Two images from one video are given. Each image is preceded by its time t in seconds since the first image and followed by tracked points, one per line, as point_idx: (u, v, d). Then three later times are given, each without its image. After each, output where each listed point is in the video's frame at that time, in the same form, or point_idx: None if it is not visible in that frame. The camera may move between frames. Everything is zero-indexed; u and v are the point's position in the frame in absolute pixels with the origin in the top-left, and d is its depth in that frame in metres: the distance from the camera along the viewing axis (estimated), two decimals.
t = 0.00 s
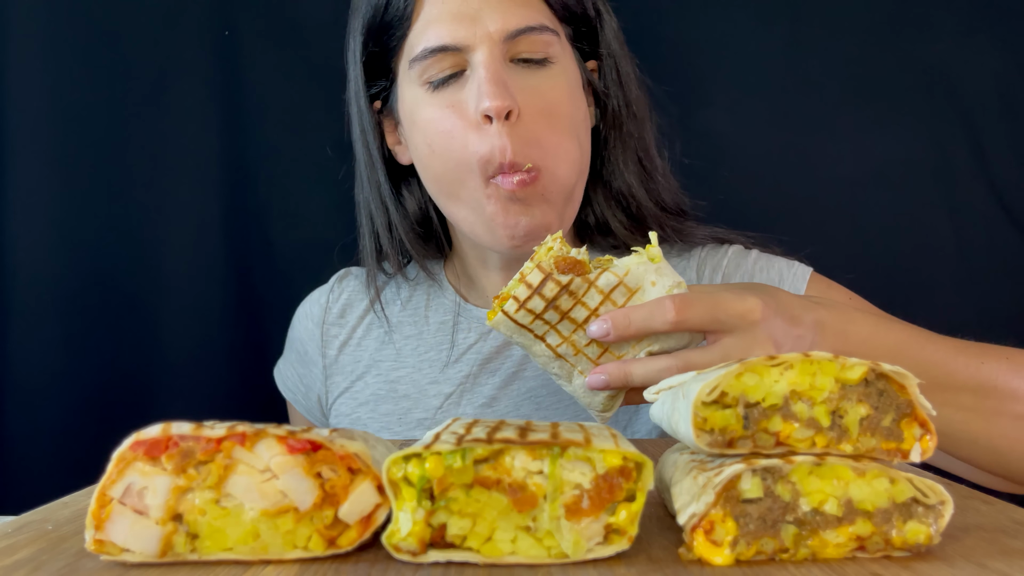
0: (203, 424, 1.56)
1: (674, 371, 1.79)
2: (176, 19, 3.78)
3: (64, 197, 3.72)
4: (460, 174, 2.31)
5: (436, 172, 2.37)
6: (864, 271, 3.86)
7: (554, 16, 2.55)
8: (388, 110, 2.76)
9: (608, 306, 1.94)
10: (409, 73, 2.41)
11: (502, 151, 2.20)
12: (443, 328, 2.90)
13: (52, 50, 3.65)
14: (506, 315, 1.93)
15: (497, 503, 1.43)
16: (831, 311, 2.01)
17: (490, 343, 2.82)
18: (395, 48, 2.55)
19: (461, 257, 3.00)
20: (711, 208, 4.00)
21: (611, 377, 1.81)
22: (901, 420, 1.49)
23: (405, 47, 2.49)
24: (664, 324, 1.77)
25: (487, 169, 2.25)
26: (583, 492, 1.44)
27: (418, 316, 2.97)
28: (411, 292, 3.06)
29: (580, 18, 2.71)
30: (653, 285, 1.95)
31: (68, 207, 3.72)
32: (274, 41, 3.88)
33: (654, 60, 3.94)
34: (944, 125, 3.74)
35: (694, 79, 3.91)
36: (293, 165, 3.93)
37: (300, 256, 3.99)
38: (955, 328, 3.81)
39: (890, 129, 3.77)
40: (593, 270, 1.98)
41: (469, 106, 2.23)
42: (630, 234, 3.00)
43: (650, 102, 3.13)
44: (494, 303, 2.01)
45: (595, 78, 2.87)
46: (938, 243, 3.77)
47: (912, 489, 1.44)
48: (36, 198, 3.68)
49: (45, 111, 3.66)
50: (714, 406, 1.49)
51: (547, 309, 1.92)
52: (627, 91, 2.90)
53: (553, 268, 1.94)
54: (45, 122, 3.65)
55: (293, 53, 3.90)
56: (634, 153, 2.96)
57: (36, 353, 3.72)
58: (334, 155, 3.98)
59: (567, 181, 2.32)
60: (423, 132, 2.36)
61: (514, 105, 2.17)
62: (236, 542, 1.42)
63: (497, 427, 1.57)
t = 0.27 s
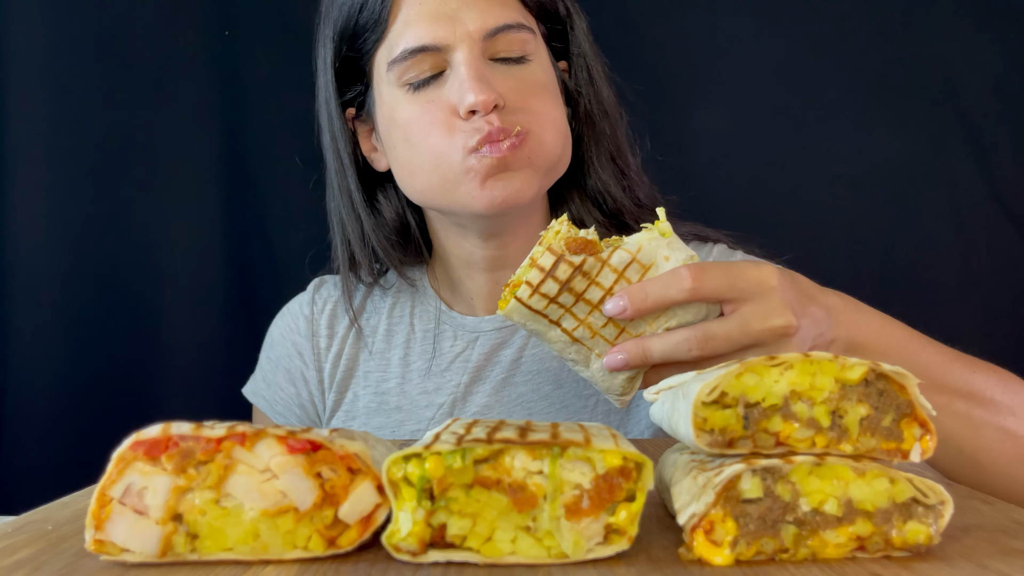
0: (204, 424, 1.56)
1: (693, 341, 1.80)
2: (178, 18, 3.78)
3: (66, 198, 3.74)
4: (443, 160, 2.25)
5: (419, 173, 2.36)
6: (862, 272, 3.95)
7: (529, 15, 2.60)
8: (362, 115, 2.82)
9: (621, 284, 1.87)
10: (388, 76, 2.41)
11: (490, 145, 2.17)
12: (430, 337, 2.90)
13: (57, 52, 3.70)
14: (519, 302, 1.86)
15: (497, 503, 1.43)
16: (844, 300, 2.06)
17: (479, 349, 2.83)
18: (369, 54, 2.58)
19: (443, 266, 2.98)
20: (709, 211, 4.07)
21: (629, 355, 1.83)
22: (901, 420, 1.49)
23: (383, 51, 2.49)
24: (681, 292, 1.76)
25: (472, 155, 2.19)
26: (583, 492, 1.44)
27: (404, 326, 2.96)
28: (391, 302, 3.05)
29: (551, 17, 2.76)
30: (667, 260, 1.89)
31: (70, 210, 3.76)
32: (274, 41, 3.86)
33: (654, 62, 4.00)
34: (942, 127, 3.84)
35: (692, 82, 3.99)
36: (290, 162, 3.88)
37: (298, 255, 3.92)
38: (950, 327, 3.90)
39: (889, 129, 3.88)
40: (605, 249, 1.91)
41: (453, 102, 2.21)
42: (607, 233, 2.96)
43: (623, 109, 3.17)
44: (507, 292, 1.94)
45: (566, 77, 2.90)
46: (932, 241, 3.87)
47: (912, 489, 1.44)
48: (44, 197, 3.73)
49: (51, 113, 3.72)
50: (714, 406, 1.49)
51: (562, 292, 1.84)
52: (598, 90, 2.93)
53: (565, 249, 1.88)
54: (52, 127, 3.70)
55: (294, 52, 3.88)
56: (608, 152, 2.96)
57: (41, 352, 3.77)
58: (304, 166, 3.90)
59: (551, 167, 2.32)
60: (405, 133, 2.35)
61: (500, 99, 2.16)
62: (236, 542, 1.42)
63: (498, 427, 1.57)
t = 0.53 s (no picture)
0: (204, 424, 1.56)
1: (698, 348, 1.78)
2: (178, 18, 3.78)
3: (66, 198, 3.75)
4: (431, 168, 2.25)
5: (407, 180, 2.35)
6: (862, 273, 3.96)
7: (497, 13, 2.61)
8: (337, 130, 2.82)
9: (626, 289, 1.88)
10: (363, 83, 2.41)
11: (473, 142, 2.17)
12: (425, 349, 2.90)
13: (59, 51, 3.72)
14: (522, 304, 1.85)
15: (497, 503, 1.43)
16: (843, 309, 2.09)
17: (476, 361, 2.83)
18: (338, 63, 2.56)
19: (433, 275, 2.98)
20: (710, 210, 4.07)
21: (633, 362, 1.82)
22: (901, 420, 1.49)
23: (354, 59, 2.48)
24: (688, 297, 1.77)
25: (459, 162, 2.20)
26: (583, 492, 1.44)
27: (398, 338, 2.95)
28: (383, 314, 3.03)
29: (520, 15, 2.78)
30: (672, 266, 1.90)
31: (69, 209, 3.76)
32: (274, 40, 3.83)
33: (654, 62, 4.02)
34: (943, 126, 3.84)
35: (691, 82, 4.01)
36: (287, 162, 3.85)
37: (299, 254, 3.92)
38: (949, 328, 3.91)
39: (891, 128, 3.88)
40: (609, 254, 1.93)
41: (430, 102, 2.22)
42: (594, 227, 2.94)
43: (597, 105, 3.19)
44: (508, 296, 1.97)
45: (542, 75, 2.92)
46: (933, 242, 3.87)
47: (912, 489, 1.44)
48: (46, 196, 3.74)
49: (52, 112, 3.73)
50: (714, 406, 1.49)
51: (565, 295, 1.85)
52: (574, 86, 2.94)
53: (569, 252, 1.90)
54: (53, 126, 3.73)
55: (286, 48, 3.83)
56: (589, 145, 2.97)
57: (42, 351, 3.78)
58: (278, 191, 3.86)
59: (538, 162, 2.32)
60: (387, 139, 2.34)
61: (477, 94, 2.17)
62: (236, 542, 1.42)
63: (498, 427, 1.57)
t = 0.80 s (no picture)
0: (204, 424, 1.56)
1: (694, 368, 1.81)
2: (178, 18, 3.78)
3: (66, 198, 3.75)
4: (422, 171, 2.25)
5: (400, 185, 2.34)
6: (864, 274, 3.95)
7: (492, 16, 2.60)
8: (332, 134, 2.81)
9: (615, 307, 1.95)
10: (356, 90, 2.41)
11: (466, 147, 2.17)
12: (422, 351, 2.90)
13: (59, 51, 3.73)
14: (511, 322, 1.93)
15: (497, 503, 1.43)
16: (838, 318, 2.14)
17: (473, 363, 2.83)
18: (332, 69, 2.57)
19: (430, 278, 2.96)
20: (710, 210, 4.07)
21: (628, 386, 1.85)
22: (901, 420, 1.49)
23: (346, 66, 2.48)
24: (677, 315, 1.85)
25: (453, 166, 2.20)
26: (583, 492, 1.43)
27: (395, 340, 2.95)
28: (381, 316, 3.02)
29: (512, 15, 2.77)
30: (661, 285, 1.95)
31: (68, 209, 3.76)
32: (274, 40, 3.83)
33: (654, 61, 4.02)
34: (942, 126, 3.84)
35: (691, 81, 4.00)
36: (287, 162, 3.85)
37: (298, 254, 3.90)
38: (949, 328, 3.91)
39: (890, 128, 3.88)
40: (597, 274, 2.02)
41: (423, 107, 2.21)
42: (589, 229, 3.00)
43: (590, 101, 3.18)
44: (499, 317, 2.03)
45: (536, 73, 2.90)
46: (933, 242, 3.87)
47: (912, 489, 1.44)
48: (45, 195, 3.74)
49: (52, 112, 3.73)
50: (714, 406, 1.49)
51: (553, 313, 1.93)
52: (568, 85, 2.92)
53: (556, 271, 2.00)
54: (52, 126, 3.73)
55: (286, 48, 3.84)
56: (585, 145, 2.95)
57: (41, 350, 3.78)
58: (272, 195, 3.85)
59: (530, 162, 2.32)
60: (381, 145, 2.34)
61: (470, 98, 2.16)
62: (236, 543, 1.42)
63: (497, 427, 1.57)
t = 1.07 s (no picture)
0: (203, 424, 1.56)
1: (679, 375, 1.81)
2: (177, 17, 3.78)
3: (66, 197, 3.75)
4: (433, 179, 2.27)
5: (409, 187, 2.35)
6: (864, 273, 3.94)
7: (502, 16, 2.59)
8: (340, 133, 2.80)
9: (597, 316, 1.95)
10: (364, 91, 2.41)
11: (473, 152, 2.17)
12: (425, 349, 2.90)
13: (58, 50, 3.73)
14: (492, 333, 1.94)
15: (497, 503, 1.43)
16: (823, 321, 2.12)
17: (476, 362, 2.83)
18: (342, 68, 2.55)
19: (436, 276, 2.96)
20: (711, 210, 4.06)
21: (612, 397, 1.84)
22: (901, 420, 1.49)
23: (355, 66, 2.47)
24: (660, 324, 1.85)
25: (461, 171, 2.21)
26: (583, 492, 1.43)
27: (399, 337, 2.96)
28: (385, 314, 3.02)
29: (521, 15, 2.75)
30: (643, 294, 1.97)
31: (68, 209, 3.76)
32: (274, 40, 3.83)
33: (654, 61, 4.01)
34: (943, 125, 3.84)
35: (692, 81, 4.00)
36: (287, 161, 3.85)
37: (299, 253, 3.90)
38: (949, 329, 3.91)
39: (890, 127, 3.88)
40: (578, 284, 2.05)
41: (430, 111, 2.21)
42: (595, 231, 3.01)
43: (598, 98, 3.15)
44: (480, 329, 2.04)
45: (545, 72, 2.87)
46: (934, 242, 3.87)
47: (913, 489, 1.43)
48: (45, 195, 3.74)
49: (52, 112, 3.73)
50: (714, 406, 1.49)
51: (535, 323, 1.94)
52: (576, 86, 2.90)
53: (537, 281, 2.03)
54: (51, 125, 3.73)
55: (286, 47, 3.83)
56: (591, 146, 2.93)
57: (43, 349, 3.78)
58: (278, 189, 3.84)
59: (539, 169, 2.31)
60: (389, 148, 2.35)
61: (478, 103, 2.16)
62: (236, 542, 1.42)
63: (497, 427, 1.57)
